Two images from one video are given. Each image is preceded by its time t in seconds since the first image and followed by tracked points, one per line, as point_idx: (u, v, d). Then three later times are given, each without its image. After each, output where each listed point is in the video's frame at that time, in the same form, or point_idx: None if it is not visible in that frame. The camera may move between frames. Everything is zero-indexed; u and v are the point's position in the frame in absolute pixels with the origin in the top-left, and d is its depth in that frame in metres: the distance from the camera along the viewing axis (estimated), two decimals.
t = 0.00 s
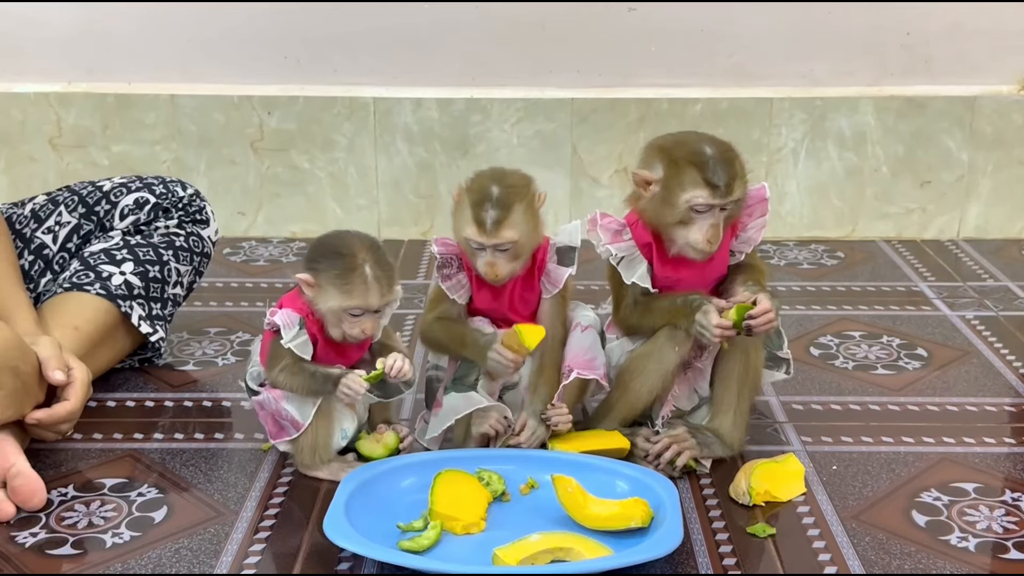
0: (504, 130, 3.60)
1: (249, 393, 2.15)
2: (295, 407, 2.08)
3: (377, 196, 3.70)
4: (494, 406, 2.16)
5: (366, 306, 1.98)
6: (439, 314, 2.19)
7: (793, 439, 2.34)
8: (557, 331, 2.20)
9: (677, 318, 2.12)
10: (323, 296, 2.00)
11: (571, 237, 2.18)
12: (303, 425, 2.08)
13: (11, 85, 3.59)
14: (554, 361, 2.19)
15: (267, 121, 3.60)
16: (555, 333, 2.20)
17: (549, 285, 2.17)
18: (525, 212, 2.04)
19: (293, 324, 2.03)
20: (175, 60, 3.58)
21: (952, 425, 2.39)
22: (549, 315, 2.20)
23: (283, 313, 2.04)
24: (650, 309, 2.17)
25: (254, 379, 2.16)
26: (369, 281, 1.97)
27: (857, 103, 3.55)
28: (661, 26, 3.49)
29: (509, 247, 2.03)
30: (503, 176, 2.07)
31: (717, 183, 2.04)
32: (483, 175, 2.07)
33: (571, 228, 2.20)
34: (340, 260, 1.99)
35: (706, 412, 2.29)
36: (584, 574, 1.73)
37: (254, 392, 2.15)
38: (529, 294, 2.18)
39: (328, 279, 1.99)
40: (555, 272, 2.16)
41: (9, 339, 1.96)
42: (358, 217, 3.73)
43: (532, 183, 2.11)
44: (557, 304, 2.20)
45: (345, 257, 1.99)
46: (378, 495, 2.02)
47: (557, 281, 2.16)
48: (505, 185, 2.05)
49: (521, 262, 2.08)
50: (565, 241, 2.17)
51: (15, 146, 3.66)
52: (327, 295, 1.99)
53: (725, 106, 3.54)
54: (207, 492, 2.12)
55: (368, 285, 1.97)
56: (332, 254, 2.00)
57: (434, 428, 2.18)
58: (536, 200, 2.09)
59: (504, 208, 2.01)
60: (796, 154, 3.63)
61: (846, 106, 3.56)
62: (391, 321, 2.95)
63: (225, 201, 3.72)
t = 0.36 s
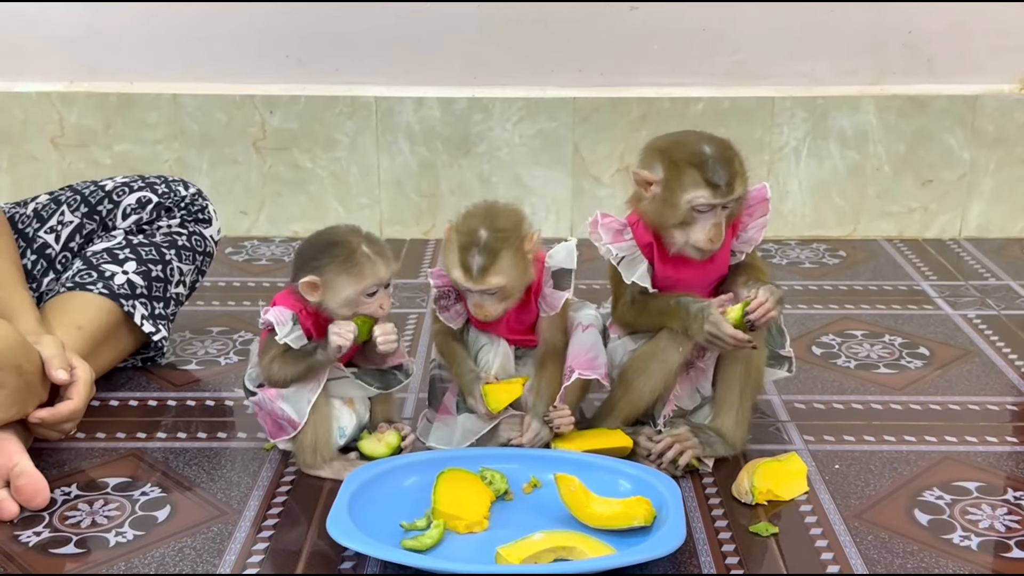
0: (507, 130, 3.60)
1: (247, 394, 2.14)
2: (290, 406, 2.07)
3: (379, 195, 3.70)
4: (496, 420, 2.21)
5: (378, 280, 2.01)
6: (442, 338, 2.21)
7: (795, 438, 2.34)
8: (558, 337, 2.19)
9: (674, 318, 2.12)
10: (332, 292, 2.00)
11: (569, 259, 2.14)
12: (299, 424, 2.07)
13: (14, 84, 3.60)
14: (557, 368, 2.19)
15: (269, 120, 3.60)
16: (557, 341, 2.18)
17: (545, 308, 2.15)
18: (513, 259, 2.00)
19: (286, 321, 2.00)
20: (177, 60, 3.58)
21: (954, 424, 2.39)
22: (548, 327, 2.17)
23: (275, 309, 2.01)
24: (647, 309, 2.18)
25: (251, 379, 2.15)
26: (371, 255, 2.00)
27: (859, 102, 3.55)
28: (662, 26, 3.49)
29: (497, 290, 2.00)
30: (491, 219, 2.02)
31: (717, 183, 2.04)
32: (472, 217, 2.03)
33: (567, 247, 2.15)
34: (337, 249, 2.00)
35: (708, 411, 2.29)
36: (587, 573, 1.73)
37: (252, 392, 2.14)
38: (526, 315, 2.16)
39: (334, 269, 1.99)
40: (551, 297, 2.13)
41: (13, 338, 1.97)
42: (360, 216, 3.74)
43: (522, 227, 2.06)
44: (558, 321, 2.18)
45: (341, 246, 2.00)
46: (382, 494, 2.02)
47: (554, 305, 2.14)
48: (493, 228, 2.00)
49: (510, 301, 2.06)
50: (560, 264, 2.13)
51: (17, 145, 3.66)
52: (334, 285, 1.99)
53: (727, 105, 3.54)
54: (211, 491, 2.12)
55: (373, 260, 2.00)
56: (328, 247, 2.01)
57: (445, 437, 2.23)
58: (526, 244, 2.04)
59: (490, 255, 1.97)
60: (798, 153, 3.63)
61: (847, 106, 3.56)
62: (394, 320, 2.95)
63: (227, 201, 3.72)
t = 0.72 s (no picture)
0: (507, 129, 3.60)
1: (249, 394, 2.13)
2: (295, 406, 2.07)
3: (380, 194, 3.70)
4: (496, 421, 2.20)
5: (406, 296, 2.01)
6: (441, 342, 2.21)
7: (796, 437, 2.34)
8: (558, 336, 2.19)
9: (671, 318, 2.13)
10: (365, 311, 1.98)
11: (565, 263, 2.13)
12: (304, 424, 2.08)
13: (15, 84, 3.60)
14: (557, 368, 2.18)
15: (270, 119, 3.60)
16: (557, 341, 2.18)
17: (544, 311, 2.15)
18: (499, 285, 1.98)
19: (299, 327, 2.01)
20: (179, 59, 3.58)
21: (955, 423, 2.39)
22: (547, 327, 2.17)
23: (290, 318, 2.01)
24: (641, 303, 2.19)
25: (253, 381, 2.14)
26: (398, 271, 2.00)
27: (860, 101, 3.55)
28: (663, 25, 3.49)
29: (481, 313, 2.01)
30: (476, 241, 1.99)
31: (711, 187, 2.03)
32: (466, 238, 2.00)
33: (566, 252, 2.14)
34: (366, 267, 1.97)
35: (709, 410, 2.29)
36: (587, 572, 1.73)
37: (254, 393, 2.13)
38: (525, 317, 2.17)
39: (365, 287, 1.97)
40: (550, 301, 2.13)
41: (14, 337, 1.97)
42: (361, 215, 3.74)
43: (515, 246, 2.02)
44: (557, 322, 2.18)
45: (369, 265, 1.97)
46: (383, 493, 2.02)
47: (552, 309, 2.14)
48: (482, 254, 1.97)
49: (501, 318, 2.07)
50: (558, 269, 2.12)
51: (18, 145, 3.66)
52: (364, 305, 1.97)
53: (727, 105, 3.54)
54: (212, 490, 2.12)
55: (400, 275, 2.00)
56: (355, 265, 1.97)
57: (446, 438, 2.24)
58: (513, 270, 2.00)
59: (474, 283, 1.96)
60: (799, 152, 3.63)
61: (848, 104, 3.56)
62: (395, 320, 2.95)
63: (228, 200, 3.72)
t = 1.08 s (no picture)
0: (509, 128, 3.60)
1: (245, 389, 2.17)
2: (291, 403, 2.07)
3: (382, 194, 3.71)
4: (500, 419, 2.21)
5: (396, 318, 2.00)
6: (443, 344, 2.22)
7: (798, 436, 2.34)
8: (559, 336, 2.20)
9: (670, 323, 2.13)
10: (351, 306, 2.01)
11: (566, 267, 2.14)
12: (299, 421, 2.08)
13: (16, 84, 3.60)
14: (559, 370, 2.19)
15: (271, 119, 3.60)
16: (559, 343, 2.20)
17: (545, 314, 2.16)
18: (515, 281, 1.98)
19: (307, 325, 2.03)
20: (181, 60, 3.59)
21: (957, 422, 2.40)
22: (550, 330, 2.19)
23: (299, 315, 2.03)
24: (641, 311, 2.18)
25: (249, 375, 2.16)
26: (400, 295, 1.99)
27: (861, 100, 3.55)
28: (665, 24, 3.49)
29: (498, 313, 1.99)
30: (487, 242, 1.98)
31: (711, 196, 2.03)
32: (472, 241, 1.99)
33: (567, 255, 2.15)
34: (373, 271, 2.00)
35: (711, 409, 2.29)
36: (589, 571, 1.73)
37: (251, 388, 2.16)
38: (527, 320, 2.18)
39: (361, 289, 1.99)
40: (551, 305, 2.14)
41: (16, 337, 1.97)
42: (362, 215, 3.74)
43: (519, 242, 2.03)
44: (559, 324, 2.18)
45: (377, 270, 2.00)
46: (384, 492, 2.02)
47: (553, 313, 2.15)
48: (492, 252, 1.97)
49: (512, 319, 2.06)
50: (559, 272, 2.13)
51: (20, 144, 3.66)
52: (357, 304, 1.99)
53: (728, 104, 3.54)
54: (214, 489, 2.12)
55: (400, 297, 2.00)
56: (365, 266, 2.01)
57: (448, 437, 2.24)
58: (523, 262, 2.01)
59: (490, 283, 1.94)
60: (800, 152, 3.63)
61: (850, 104, 3.56)
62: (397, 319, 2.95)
63: (230, 200, 3.72)
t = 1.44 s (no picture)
0: (511, 128, 3.60)
1: (244, 383, 2.20)
2: (288, 397, 2.10)
3: (384, 194, 3.71)
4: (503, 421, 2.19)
5: (361, 287, 2.00)
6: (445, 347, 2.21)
7: (800, 437, 2.34)
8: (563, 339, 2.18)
9: (671, 311, 2.12)
10: (318, 277, 2.01)
11: (569, 273, 2.13)
12: (296, 416, 2.10)
13: (19, 84, 3.61)
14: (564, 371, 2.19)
15: (273, 119, 3.60)
16: (564, 344, 2.18)
17: (549, 321, 2.14)
18: (521, 288, 1.98)
19: (290, 303, 2.03)
20: (183, 60, 3.59)
21: (959, 422, 2.39)
22: (553, 332, 2.17)
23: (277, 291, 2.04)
24: (647, 313, 2.17)
25: (249, 369, 2.21)
26: (364, 262, 1.99)
27: (863, 100, 3.55)
28: (666, 24, 3.49)
29: (504, 320, 1.99)
30: (492, 248, 1.98)
31: (727, 193, 2.04)
32: (478, 247, 1.99)
33: (572, 262, 2.14)
34: (336, 241, 2.00)
35: (711, 411, 2.28)
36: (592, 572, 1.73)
37: (249, 382, 2.20)
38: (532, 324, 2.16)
39: (325, 260, 2.00)
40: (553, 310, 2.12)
41: (20, 337, 1.97)
42: (364, 214, 3.74)
43: (524, 247, 2.04)
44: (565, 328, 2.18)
45: (341, 240, 2.00)
46: (386, 493, 2.02)
47: (557, 318, 2.12)
48: (498, 258, 1.97)
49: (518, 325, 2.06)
50: (563, 279, 2.12)
51: (22, 145, 3.67)
52: (321, 275, 2.00)
53: (730, 105, 3.54)
54: (216, 490, 2.12)
55: (363, 266, 1.99)
56: (330, 236, 2.02)
57: (450, 437, 2.24)
58: (529, 268, 2.01)
59: (496, 287, 1.94)
60: (802, 152, 3.63)
61: (852, 104, 3.56)
62: (399, 319, 2.95)
63: (232, 200, 3.73)
